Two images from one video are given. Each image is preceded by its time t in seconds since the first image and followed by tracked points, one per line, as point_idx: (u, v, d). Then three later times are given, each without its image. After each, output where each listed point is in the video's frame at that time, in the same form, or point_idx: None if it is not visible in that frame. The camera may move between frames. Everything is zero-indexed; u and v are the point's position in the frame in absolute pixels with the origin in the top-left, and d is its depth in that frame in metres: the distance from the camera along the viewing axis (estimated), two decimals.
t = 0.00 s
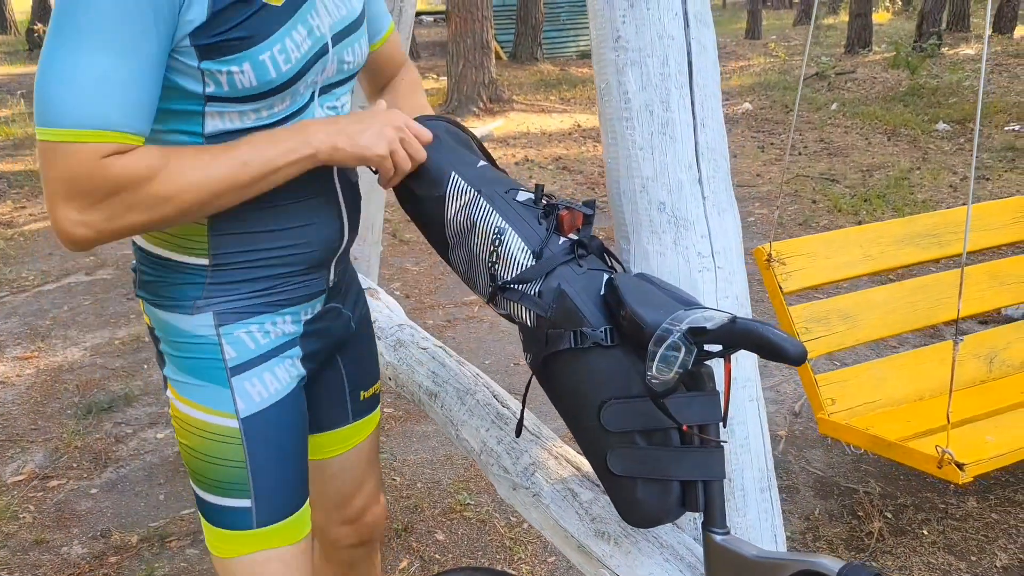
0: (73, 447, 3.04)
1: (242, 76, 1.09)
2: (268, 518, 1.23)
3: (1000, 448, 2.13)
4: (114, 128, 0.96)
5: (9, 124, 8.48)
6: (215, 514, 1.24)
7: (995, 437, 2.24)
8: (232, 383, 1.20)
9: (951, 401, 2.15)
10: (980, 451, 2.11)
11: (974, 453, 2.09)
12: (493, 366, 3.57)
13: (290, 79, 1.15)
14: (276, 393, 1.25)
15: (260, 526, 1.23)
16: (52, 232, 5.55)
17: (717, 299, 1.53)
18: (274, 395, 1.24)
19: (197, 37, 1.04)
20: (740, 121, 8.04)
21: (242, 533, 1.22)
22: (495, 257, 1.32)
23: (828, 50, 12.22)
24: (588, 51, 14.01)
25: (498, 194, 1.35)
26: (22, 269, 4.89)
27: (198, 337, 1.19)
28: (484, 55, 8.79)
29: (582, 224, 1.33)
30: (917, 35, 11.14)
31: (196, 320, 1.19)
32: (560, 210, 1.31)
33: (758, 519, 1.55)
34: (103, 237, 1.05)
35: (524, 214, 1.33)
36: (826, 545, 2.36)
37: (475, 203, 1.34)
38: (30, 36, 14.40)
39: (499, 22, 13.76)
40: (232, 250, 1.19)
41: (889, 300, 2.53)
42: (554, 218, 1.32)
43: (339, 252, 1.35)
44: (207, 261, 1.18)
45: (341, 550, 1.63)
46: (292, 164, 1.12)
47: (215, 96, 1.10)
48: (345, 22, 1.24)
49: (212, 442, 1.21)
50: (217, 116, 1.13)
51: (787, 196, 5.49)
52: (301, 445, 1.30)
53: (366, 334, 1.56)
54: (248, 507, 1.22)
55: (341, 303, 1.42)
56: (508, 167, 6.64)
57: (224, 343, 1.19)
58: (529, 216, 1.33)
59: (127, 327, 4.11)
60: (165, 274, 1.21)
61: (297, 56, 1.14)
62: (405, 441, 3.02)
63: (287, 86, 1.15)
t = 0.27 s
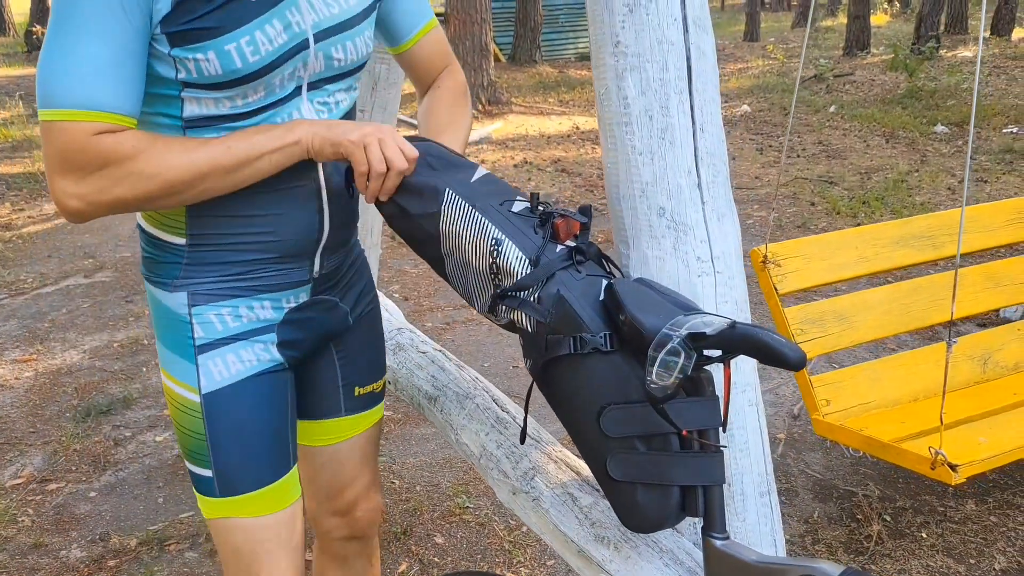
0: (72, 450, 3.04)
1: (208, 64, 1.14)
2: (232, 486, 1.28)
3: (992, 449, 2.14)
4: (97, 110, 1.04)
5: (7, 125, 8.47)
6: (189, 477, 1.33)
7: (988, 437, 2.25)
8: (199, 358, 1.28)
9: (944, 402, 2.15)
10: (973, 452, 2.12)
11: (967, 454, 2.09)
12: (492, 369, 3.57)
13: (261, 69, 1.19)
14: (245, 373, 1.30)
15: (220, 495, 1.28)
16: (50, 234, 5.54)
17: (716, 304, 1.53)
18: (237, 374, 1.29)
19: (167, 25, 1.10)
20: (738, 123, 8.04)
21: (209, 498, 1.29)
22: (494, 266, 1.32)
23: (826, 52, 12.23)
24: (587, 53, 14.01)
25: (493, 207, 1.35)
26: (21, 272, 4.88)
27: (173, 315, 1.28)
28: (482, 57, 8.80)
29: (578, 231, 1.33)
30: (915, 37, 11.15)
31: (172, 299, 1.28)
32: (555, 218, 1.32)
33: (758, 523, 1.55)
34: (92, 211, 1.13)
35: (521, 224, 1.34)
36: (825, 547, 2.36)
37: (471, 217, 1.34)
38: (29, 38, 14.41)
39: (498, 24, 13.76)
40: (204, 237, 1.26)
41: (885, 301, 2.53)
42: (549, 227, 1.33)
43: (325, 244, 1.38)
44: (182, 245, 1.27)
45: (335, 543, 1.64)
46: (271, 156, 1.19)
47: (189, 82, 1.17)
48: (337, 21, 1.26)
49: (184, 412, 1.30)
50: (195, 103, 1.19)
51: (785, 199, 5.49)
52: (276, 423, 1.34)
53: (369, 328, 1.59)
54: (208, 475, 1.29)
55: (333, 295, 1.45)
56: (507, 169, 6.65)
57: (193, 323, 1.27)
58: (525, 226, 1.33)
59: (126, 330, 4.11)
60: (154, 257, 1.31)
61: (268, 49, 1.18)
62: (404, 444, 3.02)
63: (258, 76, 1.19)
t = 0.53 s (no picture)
0: (74, 454, 3.04)
1: (178, 63, 1.22)
2: (205, 466, 1.46)
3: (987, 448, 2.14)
4: (98, 114, 1.13)
5: (7, 129, 8.45)
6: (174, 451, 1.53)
7: (983, 436, 2.25)
8: (177, 353, 1.44)
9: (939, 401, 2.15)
10: (969, 451, 2.12)
11: (962, 453, 2.09)
12: (494, 370, 3.57)
13: (230, 67, 1.25)
14: (218, 370, 1.44)
15: (194, 470, 1.47)
16: (51, 237, 5.54)
17: (721, 305, 1.53)
18: (211, 370, 1.44)
19: (143, 29, 1.20)
20: (739, 124, 8.05)
21: (190, 472, 1.48)
22: (499, 263, 1.32)
23: (826, 52, 12.24)
24: (587, 54, 14.01)
25: (504, 200, 1.36)
26: (22, 275, 4.88)
27: (157, 312, 1.45)
28: (482, 59, 8.80)
29: (586, 232, 1.33)
30: (915, 38, 11.16)
31: (155, 297, 1.44)
32: (565, 217, 1.32)
33: (763, 525, 1.55)
34: (117, 215, 1.20)
35: (530, 220, 1.34)
36: (828, 548, 2.37)
37: (480, 206, 1.35)
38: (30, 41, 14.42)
39: (497, 25, 13.76)
40: (179, 244, 1.38)
41: (881, 301, 2.54)
42: (559, 225, 1.33)
43: (304, 248, 1.45)
44: (162, 248, 1.40)
45: (340, 545, 1.58)
46: (288, 150, 1.25)
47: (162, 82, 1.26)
48: (308, 20, 1.32)
49: (169, 395, 1.49)
50: (168, 103, 1.29)
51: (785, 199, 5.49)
52: (250, 413, 1.49)
53: (368, 326, 1.60)
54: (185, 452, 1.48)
55: (319, 297, 1.50)
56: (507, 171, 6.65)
57: (172, 321, 1.42)
58: (533, 223, 1.34)
59: (128, 333, 4.11)
60: (143, 256, 1.46)
61: (236, 49, 1.25)
62: (406, 446, 3.02)
63: (227, 73, 1.26)
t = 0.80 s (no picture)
0: (79, 458, 3.05)
1: (180, 66, 1.26)
2: (210, 464, 1.47)
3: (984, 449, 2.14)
4: (110, 109, 1.14)
5: (11, 133, 8.47)
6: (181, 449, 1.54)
7: (980, 438, 2.25)
8: (180, 352, 1.46)
9: (936, 403, 2.15)
10: (966, 452, 2.12)
11: (959, 455, 2.09)
12: (497, 373, 3.58)
13: (229, 69, 1.29)
14: (220, 369, 1.46)
15: (199, 468, 1.48)
16: (55, 242, 5.56)
17: (724, 307, 1.53)
18: (213, 369, 1.45)
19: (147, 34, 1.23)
20: (740, 125, 8.05)
21: (197, 470, 1.49)
22: (505, 262, 1.33)
23: (827, 53, 12.24)
24: (588, 56, 14.01)
25: (512, 199, 1.37)
26: (26, 280, 4.89)
27: (162, 312, 1.47)
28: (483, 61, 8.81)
29: (592, 232, 1.34)
30: (916, 38, 11.16)
31: (160, 296, 1.46)
32: (572, 217, 1.32)
33: (768, 526, 1.56)
34: (134, 212, 1.19)
35: (537, 220, 1.35)
36: (832, 549, 2.37)
37: (485, 201, 1.37)
38: (32, 46, 14.47)
39: (498, 28, 13.77)
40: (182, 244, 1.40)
41: (880, 302, 2.54)
42: (566, 225, 1.34)
43: (304, 246, 1.46)
44: (165, 247, 1.41)
45: (355, 545, 1.56)
46: (296, 140, 1.23)
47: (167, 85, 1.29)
48: (304, 22, 1.35)
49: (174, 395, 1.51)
50: (173, 106, 1.32)
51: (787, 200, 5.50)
52: (254, 411, 1.50)
53: (371, 326, 1.60)
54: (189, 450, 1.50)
55: (320, 297, 1.51)
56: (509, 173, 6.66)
57: (175, 320, 1.44)
58: (539, 225, 1.34)
59: (132, 337, 4.12)
60: (147, 256, 1.48)
61: (235, 51, 1.28)
62: (411, 449, 3.03)
63: (227, 75, 1.29)
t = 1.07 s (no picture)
0: (83, 461, 3.05)
1: (188, 55, 1.26)
2: (222, 462, 1.47)
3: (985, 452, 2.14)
4: (116, 96, 1.14)
5: (14, 138, 8.50)
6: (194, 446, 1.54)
7: (979, 440, 2.25)
8: (192, 349, 1.46)
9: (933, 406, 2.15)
10: (965, 455, 2.12)
11: (957, 458, 2.09)
12: (499, 375, 3.58)
13: (236, 60, 1.29)
14: (232, 366, 1.46)
15: (208, 464, 1.48)
16: (58, 246, 5.57)
17: (726, 310, 1.53)
18: (225, 366, 1.45)
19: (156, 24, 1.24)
20: (742, 127, 8.05)
21: (209, 468, 1.49)
22: (510, 263, 1.33)
23: (829, 54, 12.23)
24: (589, 58, 14.02)
25: (516, 201, 1.37)
26: (28, 283, 4.90)
27: (177, 306, 1.47)
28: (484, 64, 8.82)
29: (598, 236, 1.34)
30: (917, 39, 11.16)
31: (175, 292, 1.46)
32: (578, 221, 1.33)
33: (772, 528, 1.55)
34: (135, 198, 1.19)
35: (542, 222, 1.35)
36: (836, 551, 2.37)
37: (492, 201, 1.37)
38: (35, 51, 14.51)
39: (499, 31, 13.79)
40: (195, 240, 1.40)
41: (878, 305, 2.54)
42: (571, 229, 1.34)
43: (316, 244, 1.46)
44: (179, 244, 1.42)
45: (354, 538, 1.64)
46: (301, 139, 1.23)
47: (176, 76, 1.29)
48: (312, 14, 1.35)
49: (186, 390, 1.51)
50: (182, 97, 1.32)
51: (789, 202, 5.50)
52: (266, 409, 1.50)
53: (381, 327, 1.62)
54: (200, 446, 1.50)
55: (332, 296, 1.51)
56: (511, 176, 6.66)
57: (188, 316, 1.44)
58: (545, 227, 1.34)
59: (135, 340, 4.12)
60: (164, 252, 1.49)
61: (241, 41, 1.28)
62: (414, 451, 3.03)
63: (234, 66, 1.29)
